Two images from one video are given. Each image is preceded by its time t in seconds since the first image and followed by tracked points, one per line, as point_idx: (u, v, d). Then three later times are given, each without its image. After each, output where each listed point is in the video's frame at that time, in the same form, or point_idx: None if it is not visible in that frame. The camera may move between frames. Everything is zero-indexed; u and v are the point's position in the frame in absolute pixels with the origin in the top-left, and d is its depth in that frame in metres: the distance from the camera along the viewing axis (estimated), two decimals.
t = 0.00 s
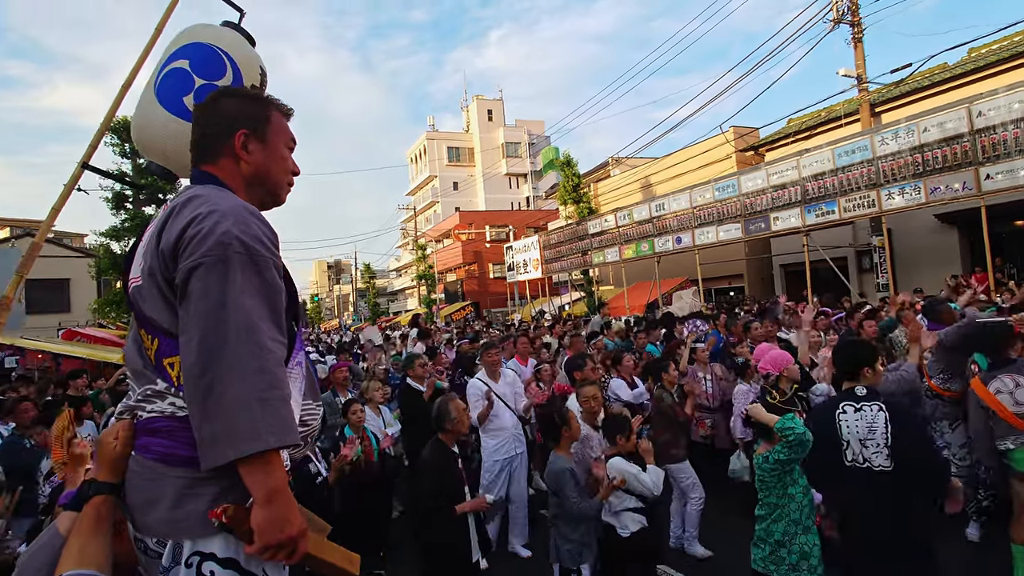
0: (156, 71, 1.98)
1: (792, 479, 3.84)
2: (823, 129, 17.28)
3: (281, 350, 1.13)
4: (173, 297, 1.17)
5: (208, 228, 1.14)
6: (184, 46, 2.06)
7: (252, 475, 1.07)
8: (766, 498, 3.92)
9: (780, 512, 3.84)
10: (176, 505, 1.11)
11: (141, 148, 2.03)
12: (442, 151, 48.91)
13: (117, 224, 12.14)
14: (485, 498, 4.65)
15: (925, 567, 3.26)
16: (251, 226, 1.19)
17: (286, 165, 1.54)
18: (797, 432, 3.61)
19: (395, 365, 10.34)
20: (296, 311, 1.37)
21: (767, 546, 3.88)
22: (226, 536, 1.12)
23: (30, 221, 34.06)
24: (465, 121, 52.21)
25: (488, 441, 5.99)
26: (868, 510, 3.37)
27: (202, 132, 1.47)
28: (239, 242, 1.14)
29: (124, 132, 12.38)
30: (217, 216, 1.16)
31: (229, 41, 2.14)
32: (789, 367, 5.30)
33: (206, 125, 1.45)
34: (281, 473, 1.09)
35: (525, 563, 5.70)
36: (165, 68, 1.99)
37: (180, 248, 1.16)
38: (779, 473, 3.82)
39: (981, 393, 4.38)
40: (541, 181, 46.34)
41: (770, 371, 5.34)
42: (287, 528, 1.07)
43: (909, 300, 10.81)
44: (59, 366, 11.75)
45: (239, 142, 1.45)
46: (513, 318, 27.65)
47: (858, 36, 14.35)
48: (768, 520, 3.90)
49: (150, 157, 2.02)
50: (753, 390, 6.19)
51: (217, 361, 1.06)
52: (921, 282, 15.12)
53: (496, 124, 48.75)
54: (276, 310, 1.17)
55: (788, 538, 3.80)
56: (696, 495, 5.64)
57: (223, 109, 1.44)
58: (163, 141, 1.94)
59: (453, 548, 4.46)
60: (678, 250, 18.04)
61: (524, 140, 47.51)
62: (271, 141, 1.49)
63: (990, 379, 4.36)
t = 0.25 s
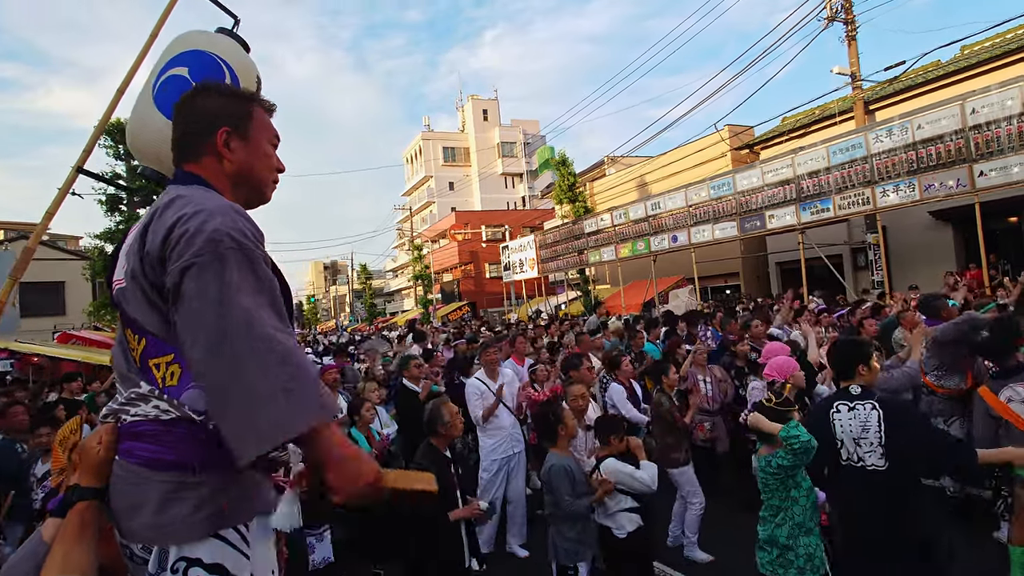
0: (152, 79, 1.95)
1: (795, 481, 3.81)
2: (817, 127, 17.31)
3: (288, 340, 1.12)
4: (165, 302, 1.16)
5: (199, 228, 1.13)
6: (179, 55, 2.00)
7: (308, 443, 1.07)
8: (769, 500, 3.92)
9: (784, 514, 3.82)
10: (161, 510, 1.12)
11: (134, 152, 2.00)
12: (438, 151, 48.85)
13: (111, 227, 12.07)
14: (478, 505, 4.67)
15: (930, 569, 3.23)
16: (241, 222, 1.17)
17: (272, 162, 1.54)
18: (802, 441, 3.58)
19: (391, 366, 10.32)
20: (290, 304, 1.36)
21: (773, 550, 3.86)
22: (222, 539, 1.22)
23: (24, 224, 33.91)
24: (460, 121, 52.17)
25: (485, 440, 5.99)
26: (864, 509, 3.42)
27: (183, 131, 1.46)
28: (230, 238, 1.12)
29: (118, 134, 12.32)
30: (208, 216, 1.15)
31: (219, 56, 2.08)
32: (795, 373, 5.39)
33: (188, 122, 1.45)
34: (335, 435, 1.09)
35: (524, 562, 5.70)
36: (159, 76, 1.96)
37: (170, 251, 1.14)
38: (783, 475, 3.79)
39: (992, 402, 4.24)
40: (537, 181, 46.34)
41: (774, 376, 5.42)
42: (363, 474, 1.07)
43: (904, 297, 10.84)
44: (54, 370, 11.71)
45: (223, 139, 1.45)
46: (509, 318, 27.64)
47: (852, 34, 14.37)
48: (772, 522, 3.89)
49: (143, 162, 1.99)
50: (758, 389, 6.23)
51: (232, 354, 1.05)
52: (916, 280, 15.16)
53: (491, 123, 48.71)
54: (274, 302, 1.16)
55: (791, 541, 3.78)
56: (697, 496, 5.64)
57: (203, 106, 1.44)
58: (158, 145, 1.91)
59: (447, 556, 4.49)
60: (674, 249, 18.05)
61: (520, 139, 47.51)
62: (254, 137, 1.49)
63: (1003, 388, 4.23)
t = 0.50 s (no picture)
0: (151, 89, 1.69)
1: (810, 484, 3.84)
2: (814, 127, 17.33)
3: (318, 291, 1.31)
4: (158, 311, 1.27)
5: (185, 235, 1.25)
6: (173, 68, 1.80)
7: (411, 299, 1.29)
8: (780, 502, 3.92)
9: (798, 517, 3.86)
10: (145, 519, 1.22)
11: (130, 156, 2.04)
12: (435, 152, 48.78)
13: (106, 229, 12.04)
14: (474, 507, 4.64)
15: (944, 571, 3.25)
16: (223, 218, 1.29)
17: (243, 167, 1.59)
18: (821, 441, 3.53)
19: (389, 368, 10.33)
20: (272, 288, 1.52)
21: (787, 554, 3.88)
22: (208, 546, 1.26)
23: (20, 227, 33.77)
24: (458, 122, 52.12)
25: (484, 441, 6.01)
26: (875, 510, 3.43)
27: (155, 134, 1.53)
28: (216, 237, 1.25)
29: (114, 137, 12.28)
30: (191, 220, 1.27)
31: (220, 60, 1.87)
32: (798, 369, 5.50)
33: (159, 127, 1.51)
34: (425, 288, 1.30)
35: (521, 564, 5.70)
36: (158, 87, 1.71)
37: (160, 263, 1.25)
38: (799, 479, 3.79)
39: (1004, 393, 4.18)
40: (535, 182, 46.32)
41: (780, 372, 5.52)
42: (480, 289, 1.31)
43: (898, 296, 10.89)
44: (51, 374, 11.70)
45: (192, 143, 1.51)
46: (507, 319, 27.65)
47: (848, 34, 14.40)
48: (785, 526, 3.90)
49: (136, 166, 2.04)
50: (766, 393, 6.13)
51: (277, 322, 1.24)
52: (912, 279, 15.20)
53: (489, 124, 48.67)
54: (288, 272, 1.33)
55: (805, 544, 3.82)
56: (694, 499, 5.67)
57: (175, 110, 1.51)
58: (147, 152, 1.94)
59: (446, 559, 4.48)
60: (671, 249, 18.08)
61: (517, 140, 47.49)
62: (225, 142, 1.54)
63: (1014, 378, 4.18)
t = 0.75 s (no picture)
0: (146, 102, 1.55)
1: (836, 496, 3.78)
2: (810, 128, 17.40)
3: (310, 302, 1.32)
4: (156, 322, 1.28)
5: (181, 246, 1.25)
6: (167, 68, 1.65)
7: (377, 257, 1.39)
8: (807, 515, 3.84)
9: (824, 532, 3.79)
10: (146, 525, 1.24)
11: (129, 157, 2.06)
12: (432, 155, 48.85)
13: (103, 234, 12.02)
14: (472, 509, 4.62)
15: None
16: (219, 228, 1.30)
17: (247, 177, 1.61)
18: (856, 446, 3.46)
19: (387, 372, 10.33)
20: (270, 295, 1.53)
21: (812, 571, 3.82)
22: (211, 553, 1.27)
23: (16, 233, 33.70)
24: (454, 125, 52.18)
25: (485, 443, 6.03)
26: (906, 516, 3.47)
27: (157, 143, 1.54)
28: (210, 249, 1.25)
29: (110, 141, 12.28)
30: (187, 229, 1.27)
31: (223, 59, 1.68)
32: (799, 375, 5.42)
33: (161, 135, 1.53)
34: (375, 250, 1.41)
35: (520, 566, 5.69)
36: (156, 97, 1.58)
37: (156, 274, 1.26)
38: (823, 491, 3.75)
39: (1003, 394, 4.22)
40: (532, 184, 46.38)
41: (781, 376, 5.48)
42: (390, 202, 1.47)
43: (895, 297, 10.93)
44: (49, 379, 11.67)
45: (195, 153, 1.53)
46: (505, 321, 27.66)
47: (842, 36, 14.47)
48: (811, 541, 3.82)
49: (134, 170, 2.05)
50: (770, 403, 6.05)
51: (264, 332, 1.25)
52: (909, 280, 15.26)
53: (486, 127, 48.75)
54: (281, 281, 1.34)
55: (833, 560, 3.75)
56: (696, 504, 5.67)
57: (179, 119, 1.51)
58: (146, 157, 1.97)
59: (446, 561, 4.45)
60: (668, 251, 18.11)
61: (514, 142, 47.54)
62: (228, 151, 1.56)
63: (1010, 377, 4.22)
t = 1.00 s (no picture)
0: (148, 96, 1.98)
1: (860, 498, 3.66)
2: (807, 130, 17.44)
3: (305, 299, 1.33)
4: (149, 327, 1.29)
5: (174, 248, 1.27)
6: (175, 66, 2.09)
7: (377, 251, 1.40)
8: (827, 517, 3.71)
9: (845, 534, 3.67)
10: (144, 530, 1.25)
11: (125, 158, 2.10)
12: (430, 158, 48.87)
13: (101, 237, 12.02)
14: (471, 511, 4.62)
15: None
16: (210, 229, 1.31)
17: (228, 176, 1.61)
18: (891, 445, 3.29)
19: (385, 375, 10.32)
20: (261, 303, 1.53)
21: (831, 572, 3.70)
22: (207, 556, 1.29)
23: (13, 237, 33.61)
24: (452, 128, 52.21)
25: (483, 446, 6.02)
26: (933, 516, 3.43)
27: (137, 148, 1.55)
28: (201, 249, 1.27)
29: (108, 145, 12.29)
30: (178, 232, 1.28)
31: (220, 65, 2.14)
32: (798, 371, 5.45)
33: (143, 139, 1.54)
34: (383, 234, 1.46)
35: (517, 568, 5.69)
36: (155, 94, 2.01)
37: (148, 280, 1.27)
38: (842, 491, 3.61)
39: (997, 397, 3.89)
40: (530, 187, 46.42)
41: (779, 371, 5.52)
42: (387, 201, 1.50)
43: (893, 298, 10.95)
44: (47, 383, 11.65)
45: (175, 155, 1.53)
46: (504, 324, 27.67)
47: (838, 38, 14.54)
48: (829, 543, 3.71)
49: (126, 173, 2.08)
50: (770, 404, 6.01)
51: (261, 326, 1.26)
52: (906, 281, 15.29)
53: (483, 129, 48.80)
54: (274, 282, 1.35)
55: (853, 564, 3.65)
56: (692, 505, 5.68)
57: (159, 122, 1.53)
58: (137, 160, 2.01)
59: (445, 563, 4.43)
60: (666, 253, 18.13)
61: (512, 145, 47.57)
62: (208, 153, 1.56)
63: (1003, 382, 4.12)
